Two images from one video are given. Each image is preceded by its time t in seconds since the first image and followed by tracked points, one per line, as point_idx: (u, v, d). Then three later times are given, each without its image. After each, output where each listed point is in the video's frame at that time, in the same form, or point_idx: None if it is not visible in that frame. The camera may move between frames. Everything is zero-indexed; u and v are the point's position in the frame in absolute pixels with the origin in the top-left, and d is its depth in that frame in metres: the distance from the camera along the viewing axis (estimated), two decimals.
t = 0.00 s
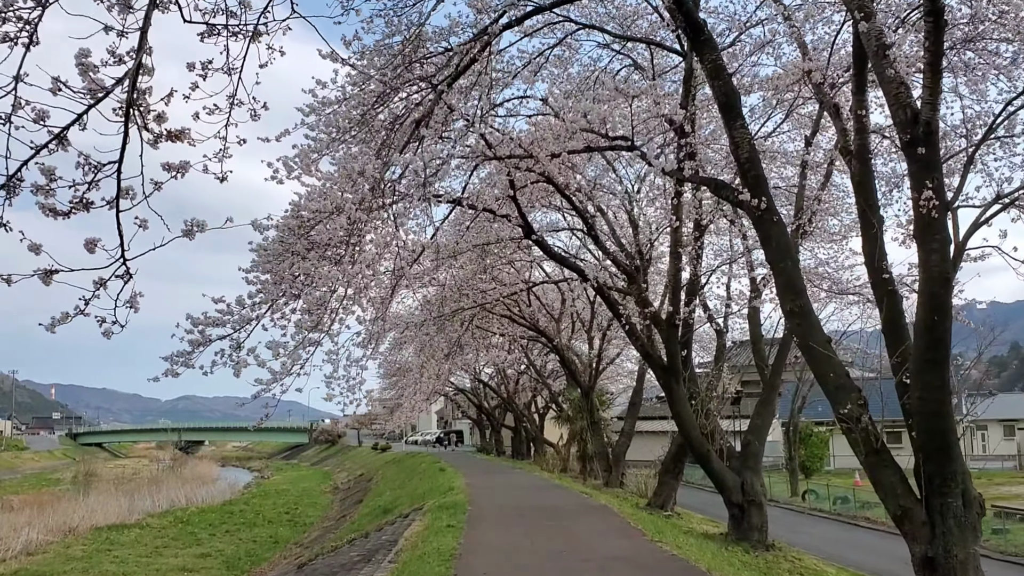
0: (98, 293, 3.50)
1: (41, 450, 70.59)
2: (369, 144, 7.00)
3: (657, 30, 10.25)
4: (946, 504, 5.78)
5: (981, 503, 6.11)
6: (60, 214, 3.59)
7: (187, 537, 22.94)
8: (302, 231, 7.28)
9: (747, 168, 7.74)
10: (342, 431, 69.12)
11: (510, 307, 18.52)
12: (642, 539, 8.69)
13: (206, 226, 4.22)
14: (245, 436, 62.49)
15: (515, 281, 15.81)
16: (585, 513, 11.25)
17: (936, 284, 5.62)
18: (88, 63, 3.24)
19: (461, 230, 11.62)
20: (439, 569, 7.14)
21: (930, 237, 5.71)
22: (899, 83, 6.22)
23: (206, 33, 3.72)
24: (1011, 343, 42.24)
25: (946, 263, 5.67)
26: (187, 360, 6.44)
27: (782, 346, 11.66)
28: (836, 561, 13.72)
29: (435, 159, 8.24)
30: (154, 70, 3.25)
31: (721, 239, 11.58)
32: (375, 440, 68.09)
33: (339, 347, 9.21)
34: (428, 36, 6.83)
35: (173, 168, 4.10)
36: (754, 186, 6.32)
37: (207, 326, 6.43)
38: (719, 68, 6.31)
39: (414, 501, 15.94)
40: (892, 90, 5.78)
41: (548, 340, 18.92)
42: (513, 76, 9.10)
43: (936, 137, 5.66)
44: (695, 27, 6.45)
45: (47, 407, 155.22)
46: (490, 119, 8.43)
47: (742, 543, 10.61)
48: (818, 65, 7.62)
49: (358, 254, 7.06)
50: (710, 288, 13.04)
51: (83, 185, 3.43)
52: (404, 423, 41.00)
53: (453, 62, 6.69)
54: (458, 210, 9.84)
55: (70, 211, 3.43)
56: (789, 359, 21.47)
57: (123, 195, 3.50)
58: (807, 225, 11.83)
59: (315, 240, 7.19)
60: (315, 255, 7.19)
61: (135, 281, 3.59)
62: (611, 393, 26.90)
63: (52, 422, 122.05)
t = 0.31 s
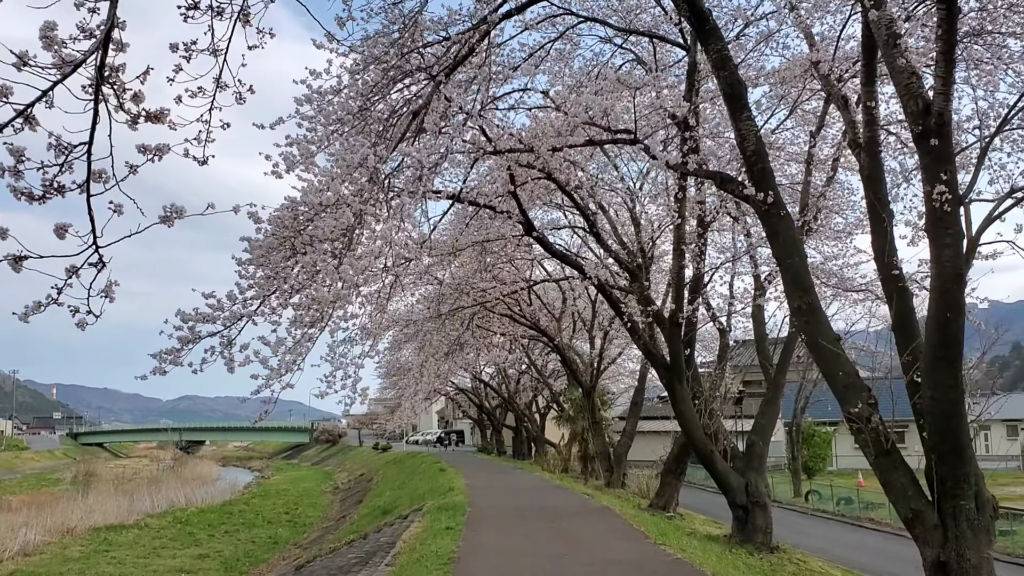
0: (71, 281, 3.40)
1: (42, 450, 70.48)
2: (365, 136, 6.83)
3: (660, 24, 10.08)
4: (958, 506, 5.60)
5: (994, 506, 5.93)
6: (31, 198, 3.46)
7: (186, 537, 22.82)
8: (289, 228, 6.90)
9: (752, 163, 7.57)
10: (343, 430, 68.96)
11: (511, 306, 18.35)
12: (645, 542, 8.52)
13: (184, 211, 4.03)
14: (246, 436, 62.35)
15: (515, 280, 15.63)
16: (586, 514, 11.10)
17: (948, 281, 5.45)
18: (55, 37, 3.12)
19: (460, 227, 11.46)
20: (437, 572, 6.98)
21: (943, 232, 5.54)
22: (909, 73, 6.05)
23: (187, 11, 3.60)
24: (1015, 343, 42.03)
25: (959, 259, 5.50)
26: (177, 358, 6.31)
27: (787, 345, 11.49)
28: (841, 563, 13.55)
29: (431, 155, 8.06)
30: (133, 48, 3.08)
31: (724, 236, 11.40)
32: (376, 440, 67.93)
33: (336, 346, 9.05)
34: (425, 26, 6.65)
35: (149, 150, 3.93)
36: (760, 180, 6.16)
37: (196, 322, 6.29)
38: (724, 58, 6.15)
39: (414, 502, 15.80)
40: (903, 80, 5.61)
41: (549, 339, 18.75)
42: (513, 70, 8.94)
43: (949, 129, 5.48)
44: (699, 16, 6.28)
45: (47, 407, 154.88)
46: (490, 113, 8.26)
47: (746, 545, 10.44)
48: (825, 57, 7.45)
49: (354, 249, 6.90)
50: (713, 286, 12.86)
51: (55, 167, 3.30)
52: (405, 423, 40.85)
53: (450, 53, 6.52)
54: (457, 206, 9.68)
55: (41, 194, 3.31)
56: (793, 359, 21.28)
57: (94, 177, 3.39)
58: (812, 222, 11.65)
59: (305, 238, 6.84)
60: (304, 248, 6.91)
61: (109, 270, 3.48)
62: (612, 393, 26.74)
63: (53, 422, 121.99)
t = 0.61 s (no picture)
0: (41, 277, 3.26)
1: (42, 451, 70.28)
2: (362, 130, 6.67)
3: (663, 19, 9.91)
4: (974, 512, 5.42)
5: (1009, 511, 5.74)
6: None
7: (184, 538, 22.65)
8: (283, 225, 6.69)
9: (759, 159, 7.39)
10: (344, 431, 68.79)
11: (512, 306, 18.19)
12: (649, 547, 8.35)
13: (164, 202, 3.84)
14: (246, 437, 62.17)
15: (516, 279, 15.44)
16: (588, 518, 10.93)
17: (963, 280, 5.28)
18: (23, 16, 2.95)
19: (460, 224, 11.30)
20: None
21: (957, 229, 5.37)
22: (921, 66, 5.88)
23: None
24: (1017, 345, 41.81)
25: (974, 257, 5.33)
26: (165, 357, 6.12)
27: (792, 345, 11.31)
28: (846, 566, 13.37)
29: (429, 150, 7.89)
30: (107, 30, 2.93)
31: (729, 234, 11.21)
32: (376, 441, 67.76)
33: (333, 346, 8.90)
34: (423, 19, 6.49)
35: (128, 137, 3.74)
36: (768, 175, 6.00)
37: (184, 319, 6.11)
38: (730, 51, 6.00)
39: (412, 504, 15.62)
40: (916, 73, 5.44)
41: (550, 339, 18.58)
42: (513, 65, 8.78)
43: (964, 122, 5.31)
44: (705, 7, 6.12)
45: (48, 407, 154.77)
46: (488, 109, 8.11)
47: (751, 549, 10.26)
48: (834, 51, 7.27)
49: (350, 246, 6.72)
50: (716, 286, 12.68)
51: (23, 157, 3.15)
52: (405, 424, 40.66)
53: (448, 46, 6.36)
54: (456, 203, 9.52)
55: (11, 185, 3.15)
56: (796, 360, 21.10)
57: (66, 167, 3.24)
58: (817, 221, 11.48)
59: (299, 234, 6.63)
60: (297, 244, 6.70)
61: (80, 265, 3.33)
62: (614, 394, 26.58)
63: (54, 422, 121.85)
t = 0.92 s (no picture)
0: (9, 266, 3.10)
1: (41, 449, 70.12)
2: (356, 119, 6.51)
3: (665, 9, 9.75)
4: (984, 510, 5.26)
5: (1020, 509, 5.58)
6: None
7: (182, 537, 22.49)
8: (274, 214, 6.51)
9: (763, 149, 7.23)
10: (344, 429, 68.63)
11: (511, 303, 18.01)
12: (649, 546, 8.19)
13: (143, 184, 3.68)
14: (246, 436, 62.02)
15: (516, 275, 15.28)
16: (589, 517, 10.78)
17: (974, 270, 5.12)
18: None
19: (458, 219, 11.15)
20: None
21: (968, 218, 5.21)
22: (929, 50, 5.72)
23: None
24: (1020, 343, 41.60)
25: (985, 247, 5.17)
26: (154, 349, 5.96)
27: (795, 342, 11.14)
28: (849, 565, 13.21)
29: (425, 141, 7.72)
30: None
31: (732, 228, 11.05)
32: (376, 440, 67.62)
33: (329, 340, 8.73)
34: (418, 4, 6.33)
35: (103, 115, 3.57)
36: (773, 164, 5.84)
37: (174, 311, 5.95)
38: (734, 36, 5.85)
39: (411, 503, 15.46)
40: (925, 57, 5.29)
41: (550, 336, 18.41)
42: (512, 55, 8.62)
43: (975, 108, 5.15)
44: None
45: (48, 405, 154.60)
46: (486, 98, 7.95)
47: (753, 548, 10.11)
48: (840, 38, 7.12)
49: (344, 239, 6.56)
50: (718, 282, 12.52)
51: None
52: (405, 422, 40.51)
53: (443, 32, 6.19)
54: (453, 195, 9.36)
55: None
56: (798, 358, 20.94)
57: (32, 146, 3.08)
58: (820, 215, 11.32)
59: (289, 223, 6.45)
60: (288, 234, 6.52)
61: (52, 252, 3.17)
62: (614, 392, 26.41)
63: (54, 421, 121.68)
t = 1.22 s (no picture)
0: None
1: (40, 449, 69.96)
2: (350, 112, 6.34)
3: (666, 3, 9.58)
4: (998, 515, 5.07)
5: None
6: None
7: (179, 538, 22.32)
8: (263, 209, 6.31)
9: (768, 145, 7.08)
10: (344, 429, 68.46)
11: (511, 302, 17.85)
12: (652, 550, 8.02)
13: (112, 180, 3.51)
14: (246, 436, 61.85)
15: (515, 274, 15.11)
16: (590, 520, 10.62)
17: (988, 268, 4.96)
18: None
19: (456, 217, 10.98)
20: None
21: (981, 213, 5.04)
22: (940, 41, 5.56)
23: None
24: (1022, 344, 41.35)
25: (1000, 243, 5.00)
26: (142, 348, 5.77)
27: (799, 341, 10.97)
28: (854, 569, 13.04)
29: (422, 136, 7.55)
30: None
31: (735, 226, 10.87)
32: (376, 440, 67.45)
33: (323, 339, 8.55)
34: None
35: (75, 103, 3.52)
36: (780, 158, 5.69)
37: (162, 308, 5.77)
38: (739, 26, 5.70)
39: (409, 505, 15.29)
40: (937, 47, 5.13)
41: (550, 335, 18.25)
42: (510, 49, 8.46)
43: (990, 100, 4.98)
44: None
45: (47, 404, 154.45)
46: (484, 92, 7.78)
47: (757, 551, 9.95)
48: (846, 30, 6.94)
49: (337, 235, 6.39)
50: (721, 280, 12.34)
51: None
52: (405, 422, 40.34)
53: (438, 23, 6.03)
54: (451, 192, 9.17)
55: None
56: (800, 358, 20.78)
57: None
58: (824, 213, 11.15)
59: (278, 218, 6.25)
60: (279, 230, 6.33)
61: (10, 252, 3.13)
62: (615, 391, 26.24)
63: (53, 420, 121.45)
